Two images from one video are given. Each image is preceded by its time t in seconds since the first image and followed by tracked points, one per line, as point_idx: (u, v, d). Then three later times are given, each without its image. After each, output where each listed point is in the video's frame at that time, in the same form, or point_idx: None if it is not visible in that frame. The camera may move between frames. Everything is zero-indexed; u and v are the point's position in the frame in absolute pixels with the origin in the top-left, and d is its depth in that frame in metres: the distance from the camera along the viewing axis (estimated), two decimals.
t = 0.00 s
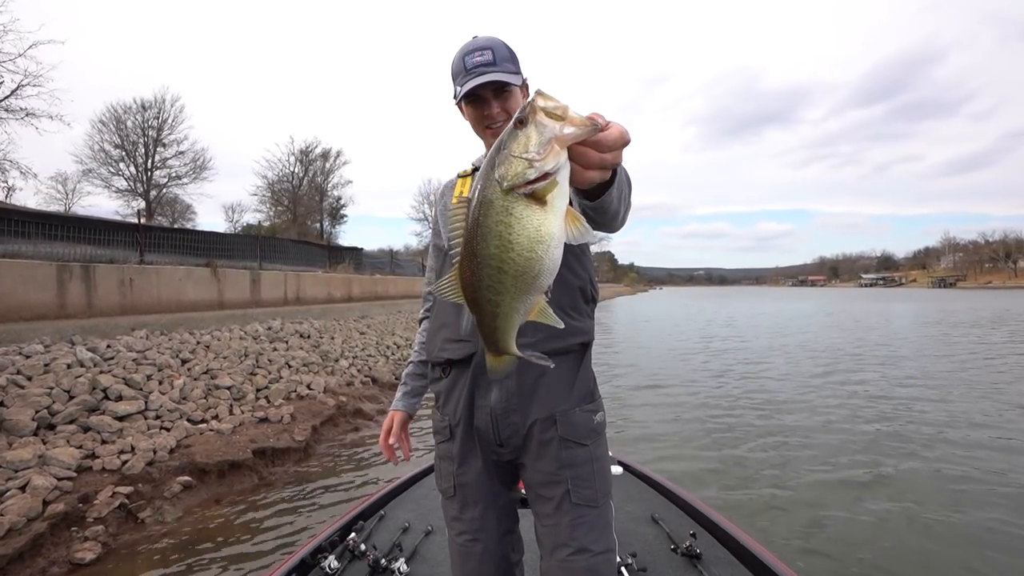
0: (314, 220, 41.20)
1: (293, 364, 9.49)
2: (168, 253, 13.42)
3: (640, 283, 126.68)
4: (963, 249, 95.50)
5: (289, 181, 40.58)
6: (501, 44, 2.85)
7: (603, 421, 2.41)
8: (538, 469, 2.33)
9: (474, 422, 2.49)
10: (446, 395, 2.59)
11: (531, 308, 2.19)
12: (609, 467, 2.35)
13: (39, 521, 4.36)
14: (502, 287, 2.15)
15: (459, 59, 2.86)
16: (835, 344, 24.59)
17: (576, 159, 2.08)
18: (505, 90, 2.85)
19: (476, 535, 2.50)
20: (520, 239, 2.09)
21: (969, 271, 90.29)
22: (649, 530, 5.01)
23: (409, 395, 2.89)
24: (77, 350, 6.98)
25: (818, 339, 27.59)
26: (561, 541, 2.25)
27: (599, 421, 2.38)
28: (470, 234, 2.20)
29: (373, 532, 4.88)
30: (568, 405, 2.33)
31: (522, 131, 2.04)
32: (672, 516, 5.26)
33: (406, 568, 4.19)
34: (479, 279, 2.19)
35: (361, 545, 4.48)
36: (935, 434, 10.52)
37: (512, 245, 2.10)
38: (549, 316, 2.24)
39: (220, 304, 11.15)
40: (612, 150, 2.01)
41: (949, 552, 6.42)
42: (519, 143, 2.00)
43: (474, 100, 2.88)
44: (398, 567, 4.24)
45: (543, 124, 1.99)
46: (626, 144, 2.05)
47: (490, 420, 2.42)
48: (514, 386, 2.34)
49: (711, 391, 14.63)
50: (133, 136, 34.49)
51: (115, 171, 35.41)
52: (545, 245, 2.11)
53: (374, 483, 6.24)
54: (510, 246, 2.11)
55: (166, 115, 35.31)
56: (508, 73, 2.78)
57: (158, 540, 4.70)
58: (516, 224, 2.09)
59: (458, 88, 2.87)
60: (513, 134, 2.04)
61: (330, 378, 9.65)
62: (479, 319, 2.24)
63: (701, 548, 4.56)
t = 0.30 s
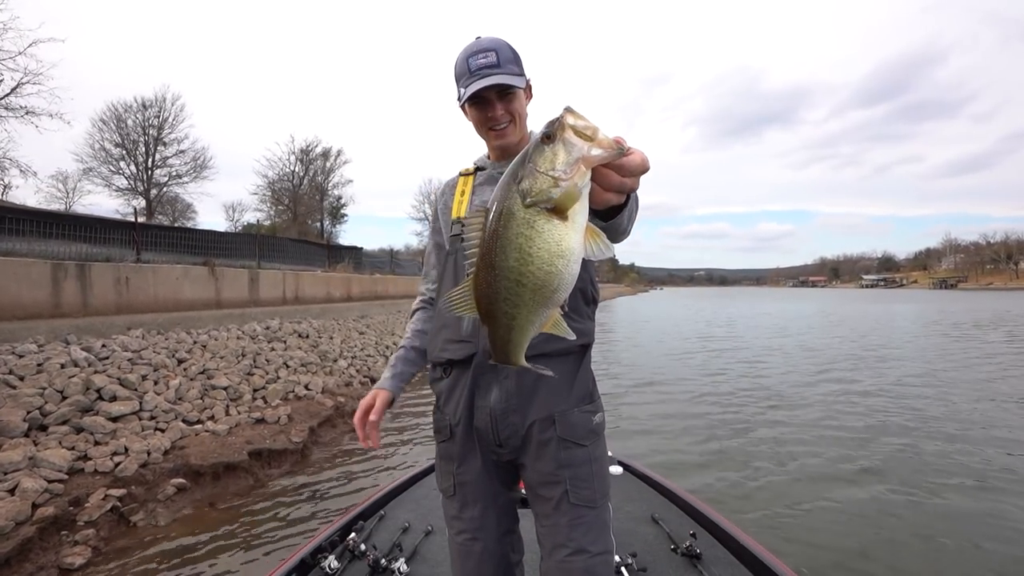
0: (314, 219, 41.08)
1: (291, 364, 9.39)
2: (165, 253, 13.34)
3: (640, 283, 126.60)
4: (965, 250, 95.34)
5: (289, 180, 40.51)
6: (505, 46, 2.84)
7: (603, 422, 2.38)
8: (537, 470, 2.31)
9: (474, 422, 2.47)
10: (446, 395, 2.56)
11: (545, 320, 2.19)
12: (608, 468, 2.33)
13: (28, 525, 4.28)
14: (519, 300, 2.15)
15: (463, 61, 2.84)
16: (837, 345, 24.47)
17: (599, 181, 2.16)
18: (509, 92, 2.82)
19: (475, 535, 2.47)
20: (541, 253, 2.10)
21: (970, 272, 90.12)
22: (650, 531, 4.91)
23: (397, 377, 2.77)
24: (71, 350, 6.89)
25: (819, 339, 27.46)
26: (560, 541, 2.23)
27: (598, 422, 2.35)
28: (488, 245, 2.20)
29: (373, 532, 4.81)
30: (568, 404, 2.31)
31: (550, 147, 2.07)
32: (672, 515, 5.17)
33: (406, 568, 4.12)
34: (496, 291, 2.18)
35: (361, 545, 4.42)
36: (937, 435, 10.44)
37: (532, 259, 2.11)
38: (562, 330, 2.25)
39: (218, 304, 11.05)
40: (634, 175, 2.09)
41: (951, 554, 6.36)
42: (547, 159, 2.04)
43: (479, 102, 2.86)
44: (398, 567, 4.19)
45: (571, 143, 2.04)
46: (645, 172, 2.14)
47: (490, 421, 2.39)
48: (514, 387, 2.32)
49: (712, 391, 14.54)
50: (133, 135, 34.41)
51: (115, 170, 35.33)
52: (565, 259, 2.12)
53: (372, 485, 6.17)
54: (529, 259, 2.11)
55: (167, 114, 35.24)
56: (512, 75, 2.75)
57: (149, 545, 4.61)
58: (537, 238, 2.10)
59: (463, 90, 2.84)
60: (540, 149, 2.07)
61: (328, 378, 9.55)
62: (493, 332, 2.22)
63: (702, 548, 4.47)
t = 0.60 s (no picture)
0: (314, 219, 40.96)
1: (289, 365, 9.31)
2: (162, 252, 13.26)
3: (641, 283, 126.49)
4: (966, 250, 95.12)
5: (289, 180, 40.42)
6: (513, 42, 2.82)
7: (602, 422, 2.47)
8: (537, 468, 2.40)
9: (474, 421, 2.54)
10: (448, 393, 2.63)
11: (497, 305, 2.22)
12: (607, 467, 2.42)
13: (16, 530, 4.19)
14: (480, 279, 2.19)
15: (469, 56, 2.85)
16: (839, 345, 24.33)
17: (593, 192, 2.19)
18: (513, 89, 2.81)
19: (476, 531, 2.53)
20: (514, 244, 2.14)
21: (972, 272, 89.87)
22: (649, 530, 4.82)
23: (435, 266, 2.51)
24: (66, 351, 6.80)
25: (821, 339, 27.29)
26: (561, 539, 2.32)
27: (598, 421, 2.45)
28: (470, 219, 2.23)
29: (372, 532, 4.72)
30: (568, 404, 2.39)
31: (560, 150, 2.12)
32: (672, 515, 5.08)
33: (406, 568, 4.07)
34: (461, 263, 2.22)
35: (361, 545, 4.36)
36: (940, 435, 10.36)
37: (505, 245, 2.14)
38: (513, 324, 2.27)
39: (215, 304, 10.97)
40: (628, 195, 2.14)
41: (952, 552, 6.32)
42: (552, 163, 2.09)
43: (483, 98, 2.86)
44: (398, 567, 4.11)
45: (580, 155, 2.08)
46: (641, 194, 2.20)
47: (490, 420, 2.48)
48: (515, 386, 2.41)
49: (714, 391, 14.44)
50: (133, 135, 34.32)
51: (115, 170, 35.24)
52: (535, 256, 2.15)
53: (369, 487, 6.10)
54: (503, 245, 2.15)
55: (167, 114, 35.16)
56: (517, 72, 2.74)
57: (141, 550, 4.52)
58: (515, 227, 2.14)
59: (467, 85, 2.85)
60: (550, 149, 2.11)
61: (326, 379, 9.46)
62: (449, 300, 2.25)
63: (702, 548, 4.40)
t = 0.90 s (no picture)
0: (314, 219, 40.87)
1: (287, 366, 9.22)
2: (158, 253, 13.18)
3: (641, 283, 126.32)
4: (968, 248, 94.89)
5: (289, 180, 40.35)
6: (523, 38, 2.81)
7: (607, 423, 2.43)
8: (543, 470, 2.34)
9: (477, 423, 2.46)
10: (449, 394, 2.53)
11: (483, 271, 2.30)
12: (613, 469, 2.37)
13: (4, 538, 4.10)
14: (479, 235, 2.28)
15: (478, 46, 2.80)
16: (841, 344, 24.22)
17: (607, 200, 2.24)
18: (520, 84, 2.80)
19: (477, 535, 2.44)
20: (521, 217, 2.22)
21: (973, 270, 89.67)
22: (650, 530, 4.74)
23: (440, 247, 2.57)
24: (60, 353, 6.71)
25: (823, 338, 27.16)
26: (567, 542, 2.26)
27: (602, 422, 2.41)
28: (491, 179, 2.32)
29: (372, 532, 4.64)
30: (574, 406, 2.34)
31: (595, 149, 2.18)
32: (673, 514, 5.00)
33: (405, 568, 4.00)
34: (469, 216, 2.31)
35: (362, 545, 4.28)
36: (943, 433, 10.27)
37: (513, 215, 2.22)
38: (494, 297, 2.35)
39: (213, 304, 10.88)
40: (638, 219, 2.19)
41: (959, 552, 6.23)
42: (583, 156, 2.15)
43: (489, 89, 2.83)
44: (398, 567, 4.03)
45: (611, 159, 2.15)
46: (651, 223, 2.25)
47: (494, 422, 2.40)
48: (522, 387, 2.35)
49: (715, 390, 14.35)
50: (133, 135, 34.26)
51: (115, 171, 35.16)
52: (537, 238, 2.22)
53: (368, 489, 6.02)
54: (512, 215, 2.23)
55: (167, 115, 35.09)
56: (524, 68, 2.73)
57: (134, 557, 4.44)
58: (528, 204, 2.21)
59: (474, 76, 2.81)
60: (587, 145, 2.18)
61: (325, 380, 9.37)
62: (449, 242, 2.35)
63: (702, 548, 4.32)
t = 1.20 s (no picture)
0: (314, 219, 40.76)
1: (285, 367, 9.13)
2: (154, 252, 13.09)
3: (642, 283, 126.18)
4: (969, 248, 94.69)
5: (289, 180, 40.26)
6: (525, 31, 2.71)
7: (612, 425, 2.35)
8: (549, 474, 2.26)
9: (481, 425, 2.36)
10: (451, 396, 2.42)
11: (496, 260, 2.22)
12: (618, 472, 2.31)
13: None
14: (497, 222, 2.20)
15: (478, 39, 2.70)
16: (841, 343, 24.16)
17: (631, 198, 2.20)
18: (522, 78, 2.71)
19: (480, 541, 2.35)
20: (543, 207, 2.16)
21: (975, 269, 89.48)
22: (650, 529, 4.65)
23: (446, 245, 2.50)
24: (53, 355, 6.62)
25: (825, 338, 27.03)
26: (572, 547, 2.18)
27: (607, 424, 2.34)
28: (514, 164, 2.26)
29: (372, 533, 4.55)
30: (581, 408, 2.25)
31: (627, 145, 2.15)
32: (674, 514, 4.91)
33: (405, 569, 3.90)
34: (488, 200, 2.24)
35: (362, 545, 4.19)
36: (945, 432, 10.20)
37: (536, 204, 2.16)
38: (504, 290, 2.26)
39: (210, 304, 10.79)
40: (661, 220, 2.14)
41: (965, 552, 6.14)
42: (614, 151, 2.12)
43: (491, 84, 2.73)
44: (398, 567, 3.94)
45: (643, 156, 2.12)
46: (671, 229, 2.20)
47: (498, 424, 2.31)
48: (528, 389, 2.26)
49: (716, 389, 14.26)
50: (133, 135, 34.18)
51: (115, 170, 35.05)
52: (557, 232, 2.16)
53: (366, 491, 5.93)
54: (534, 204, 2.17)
55: (167, 114, 35.00)
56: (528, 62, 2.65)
57: (125, 562, 4.35)
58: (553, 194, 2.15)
59: (475, 69, 2.70)
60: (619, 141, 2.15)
61: (323, 381, 9.27)
62: (467, 226, 2.25)
63: (702, 548, 4.23)
